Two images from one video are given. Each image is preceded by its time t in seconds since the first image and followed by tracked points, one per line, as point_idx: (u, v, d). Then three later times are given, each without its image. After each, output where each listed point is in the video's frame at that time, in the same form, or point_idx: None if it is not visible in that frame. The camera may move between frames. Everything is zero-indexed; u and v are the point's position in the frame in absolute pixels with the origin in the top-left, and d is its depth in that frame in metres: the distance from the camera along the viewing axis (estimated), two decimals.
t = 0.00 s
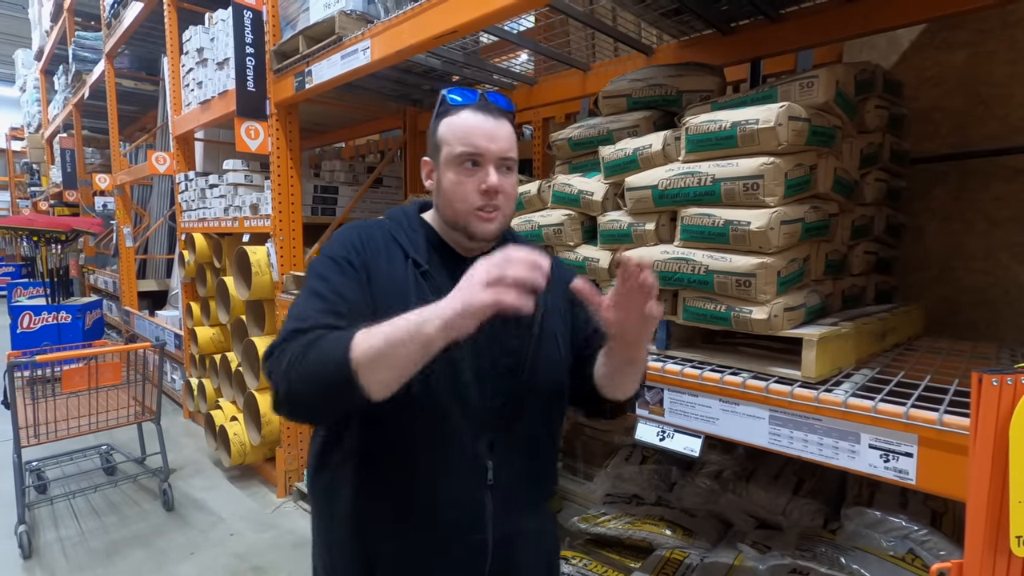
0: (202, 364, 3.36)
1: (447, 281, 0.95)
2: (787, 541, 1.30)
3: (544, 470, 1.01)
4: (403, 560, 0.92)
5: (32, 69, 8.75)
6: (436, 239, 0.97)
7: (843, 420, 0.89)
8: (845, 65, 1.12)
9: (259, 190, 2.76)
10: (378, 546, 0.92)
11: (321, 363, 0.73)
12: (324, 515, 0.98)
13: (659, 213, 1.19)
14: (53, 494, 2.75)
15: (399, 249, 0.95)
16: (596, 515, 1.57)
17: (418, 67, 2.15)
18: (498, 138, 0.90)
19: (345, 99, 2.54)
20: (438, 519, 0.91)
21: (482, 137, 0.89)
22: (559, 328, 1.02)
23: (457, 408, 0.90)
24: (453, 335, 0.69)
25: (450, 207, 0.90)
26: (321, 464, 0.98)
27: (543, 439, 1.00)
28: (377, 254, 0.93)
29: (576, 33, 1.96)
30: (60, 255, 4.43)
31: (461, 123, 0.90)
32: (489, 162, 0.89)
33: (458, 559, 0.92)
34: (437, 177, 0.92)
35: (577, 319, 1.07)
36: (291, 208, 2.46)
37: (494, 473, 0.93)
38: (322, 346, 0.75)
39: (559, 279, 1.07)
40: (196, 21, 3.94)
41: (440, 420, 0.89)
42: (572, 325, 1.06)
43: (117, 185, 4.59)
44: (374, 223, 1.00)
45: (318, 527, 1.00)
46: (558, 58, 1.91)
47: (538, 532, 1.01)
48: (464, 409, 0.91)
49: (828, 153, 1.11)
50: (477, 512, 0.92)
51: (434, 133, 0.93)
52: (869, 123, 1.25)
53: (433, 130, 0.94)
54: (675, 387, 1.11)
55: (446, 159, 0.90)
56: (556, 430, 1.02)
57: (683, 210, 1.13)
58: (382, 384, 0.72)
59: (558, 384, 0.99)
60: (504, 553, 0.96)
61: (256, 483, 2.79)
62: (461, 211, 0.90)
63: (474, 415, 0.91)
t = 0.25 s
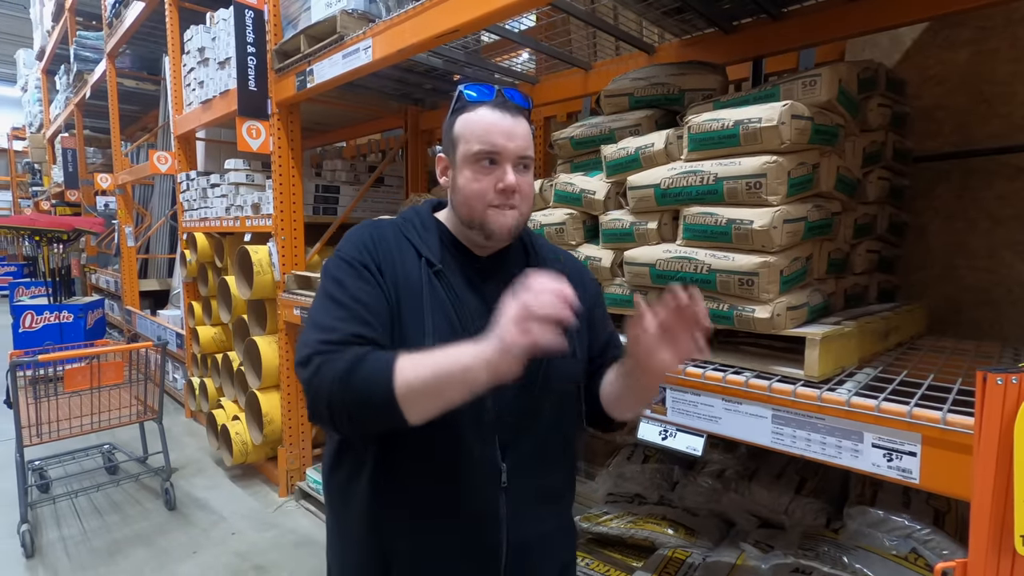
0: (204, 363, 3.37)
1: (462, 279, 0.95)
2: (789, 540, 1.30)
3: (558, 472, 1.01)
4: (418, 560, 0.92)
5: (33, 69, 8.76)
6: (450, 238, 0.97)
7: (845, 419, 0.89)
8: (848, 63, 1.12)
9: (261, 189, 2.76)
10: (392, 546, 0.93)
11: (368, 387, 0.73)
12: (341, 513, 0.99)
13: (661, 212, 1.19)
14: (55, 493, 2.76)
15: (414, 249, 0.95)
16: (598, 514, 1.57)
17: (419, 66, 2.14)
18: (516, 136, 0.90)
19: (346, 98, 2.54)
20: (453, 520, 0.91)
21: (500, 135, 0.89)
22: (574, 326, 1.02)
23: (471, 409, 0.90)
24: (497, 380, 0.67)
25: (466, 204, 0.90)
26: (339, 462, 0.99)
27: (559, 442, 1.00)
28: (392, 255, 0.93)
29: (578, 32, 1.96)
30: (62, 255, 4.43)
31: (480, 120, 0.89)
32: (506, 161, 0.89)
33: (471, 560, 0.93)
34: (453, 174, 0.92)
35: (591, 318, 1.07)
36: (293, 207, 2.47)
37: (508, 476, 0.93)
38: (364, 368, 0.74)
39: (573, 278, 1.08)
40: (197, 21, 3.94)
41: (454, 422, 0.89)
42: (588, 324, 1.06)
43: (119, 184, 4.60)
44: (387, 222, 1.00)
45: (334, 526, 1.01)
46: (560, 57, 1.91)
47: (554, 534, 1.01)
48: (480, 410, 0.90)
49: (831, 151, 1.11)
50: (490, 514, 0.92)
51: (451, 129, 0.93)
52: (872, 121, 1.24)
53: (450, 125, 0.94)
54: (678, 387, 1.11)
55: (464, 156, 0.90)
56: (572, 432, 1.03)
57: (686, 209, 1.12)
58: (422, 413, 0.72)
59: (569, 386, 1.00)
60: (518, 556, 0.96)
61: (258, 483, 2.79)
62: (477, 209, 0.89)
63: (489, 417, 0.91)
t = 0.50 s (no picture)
0: (203, 364, 3.36)
1: (461, 282, 0.95)
2: (789, 541, 1.30)
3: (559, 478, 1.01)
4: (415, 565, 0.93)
5: (32, 70, 8.76)
6: (452, 242, 0.97)
7: (845, 420, 0.89)
8: (848, 63, 1.12)
9: (260, 190, 2.76)
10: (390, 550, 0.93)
11: (381, 426, 0.75)
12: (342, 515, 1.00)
13: (661, 213, 1.19)
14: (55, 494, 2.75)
15: (413, 255, 0.94)
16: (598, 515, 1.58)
17: (419, 67, 2.15)
18: (516, 133, 0.90)
19: (346, 99, 2.54)
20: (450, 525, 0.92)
21: (501, 133, 0.89)
22: (577, 333, 1.02)
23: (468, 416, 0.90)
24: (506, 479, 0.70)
25: (466, 204, 0.91)
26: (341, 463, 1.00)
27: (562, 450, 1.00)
28: (392, 260, 0.93)
29: (578, 33, 1.96)
30: (61, 255, 4.43)
31: (480, 119, 0.90)
32: (506, 160, 0.90)
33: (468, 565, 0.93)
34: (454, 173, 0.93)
35: (596, 322, 1.07)
36: (293, 208, 2.46)
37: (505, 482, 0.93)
38: (384, 404, 0.77)
39: (577, 282, 1.07)
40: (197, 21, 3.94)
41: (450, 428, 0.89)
42: (592, 330, 1.06)
43: (118, 185, 4.59)
44: (389, 226, 1.00)
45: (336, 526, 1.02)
46: (559, 57, 1.91)
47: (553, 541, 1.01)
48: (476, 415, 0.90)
49: (831, 152, 1.11)
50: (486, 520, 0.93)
51: (451, 129, 0.93)
52: (871, 122, 1.25)
53: (450, 125, 0.94)
54: (678, 387, 1.11)
55: (464, 156, 0.91)
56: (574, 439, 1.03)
57: (686, 210, 1.12)
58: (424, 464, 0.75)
59: (571, 394, 0.99)
60: (516, 563, 0.96)
61: (258, 484, 2.79)
62: (476, 208, 0.90)
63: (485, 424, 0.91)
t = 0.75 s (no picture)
0: (203, 364, 3.36)
1: (453, 280, 0.95)
2: (789, 540, 1.30)
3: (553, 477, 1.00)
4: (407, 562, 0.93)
5: (31, 70, 8.74)
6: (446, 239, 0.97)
7: (845, 418, 0.89)
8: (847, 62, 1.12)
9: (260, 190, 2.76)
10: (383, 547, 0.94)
11: (358, 416, 0.76)
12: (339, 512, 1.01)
13: (661, 212, 1.19)
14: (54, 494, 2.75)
15: (406, 253, 0.95)
16: (598, 513, 1.57)
17: (419, 67, 2.15)
18: (508, 130, 0.91)
19: (345, 99, 2.54)
20: (441, 522, 0.92)
21: (492, 130, 0.89)
22: (571, 331, 1.01)
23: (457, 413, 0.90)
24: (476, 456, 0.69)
25: (459, 202, 0.91)
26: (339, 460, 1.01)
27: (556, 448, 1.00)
28: (383, 258, 0.94)
29: (577, 32, 1.96)
30: (60, 255, 4.43)
31: (470, 116, 0.90)
32: (498, 156, 0.90)
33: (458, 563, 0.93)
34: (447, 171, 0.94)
35: (591, 320, 1.06)
36: (292, 208, 2.46)
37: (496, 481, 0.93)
38: (360, 394, 0.77)
39: (573, 280, 1.07)
40: (196, 21, 3.94)
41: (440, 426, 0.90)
42: (587, 328, 1.05)
43: (117, 185, 4.59)
44: (385, 225, 1.01)
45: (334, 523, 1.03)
46: (559, 57, 1.91)
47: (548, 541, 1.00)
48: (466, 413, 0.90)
49: (830, 151, 1.11)
50: (476, 518, 0.92)
51: (444, 127, 0.94)
52: (870, 121, 1.25)
53: (444, 123, 0.95)
54: (678, 386, 1.11)
55: (456, 153, 0.91)
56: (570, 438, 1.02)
57: (685, 209, 1.13)
58: (404, 452, 0.75)
59: (565, 392, 0.99)
60: (507, 563, 0.95)
61: (258, 483, 2.79)
62: (469, 205, 0.90)
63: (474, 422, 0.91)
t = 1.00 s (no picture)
0: (206, 363, 3.37)
1: (441, 274, 0.95)
2: (793, 539, 1.30)
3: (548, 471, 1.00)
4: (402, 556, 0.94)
5: (35, 70, 8.77)
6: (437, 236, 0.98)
7: (849, 418, 0.89)
8: (851, 60, 1.12)
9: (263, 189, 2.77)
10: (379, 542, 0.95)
11: (327, 403, 0.77)
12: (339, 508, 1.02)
13: (664, 211, 1.19)
14: (59, 492, 2.77)
15: (395, 250, 0.96)
16: (601, 513, 1.57)
17: (422, 66, 2.15)
18: (494, 125, 0.92)
19: (349, 98, 2.54)
20: (433, 516, 0.93)
21: (478, 124, 0.91)
22: (561, 322, 1.00)
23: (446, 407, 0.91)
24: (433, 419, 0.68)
25: (446, 194, 0.92)
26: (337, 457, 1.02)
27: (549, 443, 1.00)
28: (372, 255, 0.95)
29: (580, 31, 1.96)
30: (65, 255, 4.45)
31: (456, 112, 0.92)
32: (484, 149, 0.91)
33: (450, 556, 0.93)
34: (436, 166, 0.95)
35: (582, 314, 1.06)
36: (296, 207, 2.46)
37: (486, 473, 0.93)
38: (324, 381, 0.78)
39: (565, 274, 1.06)
40: (200, 21, 3.95)
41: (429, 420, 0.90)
42: (578, 321, 1.05)
43: (121, 184, 4.61)
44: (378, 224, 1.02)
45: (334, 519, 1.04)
46: (562, 56, 1.90)
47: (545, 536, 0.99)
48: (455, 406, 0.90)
49: (835, 150, 1.11)
50: (469, 511, 0.93)
51: (432, 126, 0.96)
52: (875, 120, 1.25)
53: (432, 123, 0.98)
54: (681, 385, 1.11)
55: (443, 148, 0.93)
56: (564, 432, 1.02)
57: (688, 208, 1.12)
58: (376, 430, 0.75)
59: (553, 384, 0.98)
60: (500, 556, 0.95)
61: (261, 482, 2.80)
62: (454, 197, 0.91)
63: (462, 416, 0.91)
